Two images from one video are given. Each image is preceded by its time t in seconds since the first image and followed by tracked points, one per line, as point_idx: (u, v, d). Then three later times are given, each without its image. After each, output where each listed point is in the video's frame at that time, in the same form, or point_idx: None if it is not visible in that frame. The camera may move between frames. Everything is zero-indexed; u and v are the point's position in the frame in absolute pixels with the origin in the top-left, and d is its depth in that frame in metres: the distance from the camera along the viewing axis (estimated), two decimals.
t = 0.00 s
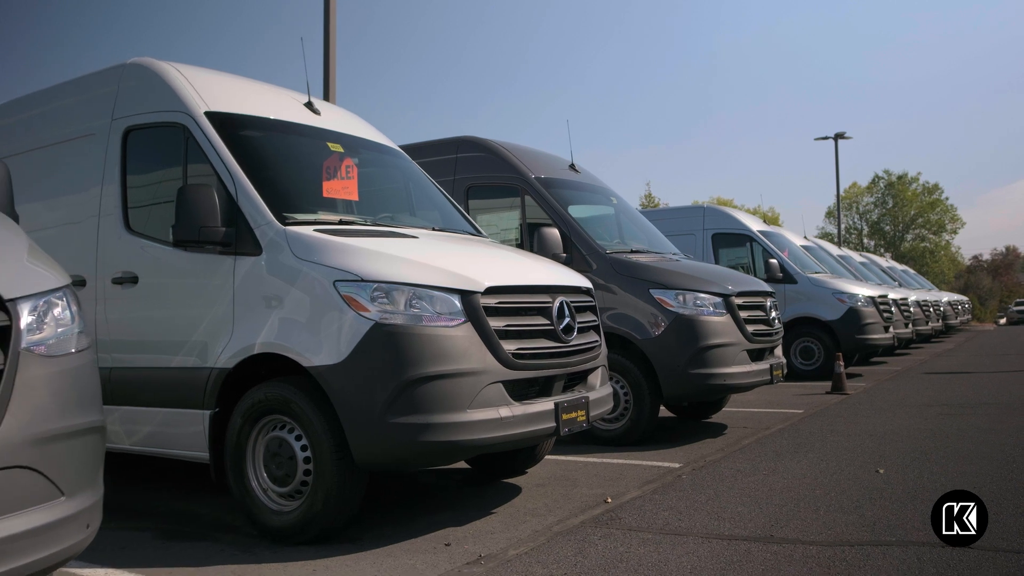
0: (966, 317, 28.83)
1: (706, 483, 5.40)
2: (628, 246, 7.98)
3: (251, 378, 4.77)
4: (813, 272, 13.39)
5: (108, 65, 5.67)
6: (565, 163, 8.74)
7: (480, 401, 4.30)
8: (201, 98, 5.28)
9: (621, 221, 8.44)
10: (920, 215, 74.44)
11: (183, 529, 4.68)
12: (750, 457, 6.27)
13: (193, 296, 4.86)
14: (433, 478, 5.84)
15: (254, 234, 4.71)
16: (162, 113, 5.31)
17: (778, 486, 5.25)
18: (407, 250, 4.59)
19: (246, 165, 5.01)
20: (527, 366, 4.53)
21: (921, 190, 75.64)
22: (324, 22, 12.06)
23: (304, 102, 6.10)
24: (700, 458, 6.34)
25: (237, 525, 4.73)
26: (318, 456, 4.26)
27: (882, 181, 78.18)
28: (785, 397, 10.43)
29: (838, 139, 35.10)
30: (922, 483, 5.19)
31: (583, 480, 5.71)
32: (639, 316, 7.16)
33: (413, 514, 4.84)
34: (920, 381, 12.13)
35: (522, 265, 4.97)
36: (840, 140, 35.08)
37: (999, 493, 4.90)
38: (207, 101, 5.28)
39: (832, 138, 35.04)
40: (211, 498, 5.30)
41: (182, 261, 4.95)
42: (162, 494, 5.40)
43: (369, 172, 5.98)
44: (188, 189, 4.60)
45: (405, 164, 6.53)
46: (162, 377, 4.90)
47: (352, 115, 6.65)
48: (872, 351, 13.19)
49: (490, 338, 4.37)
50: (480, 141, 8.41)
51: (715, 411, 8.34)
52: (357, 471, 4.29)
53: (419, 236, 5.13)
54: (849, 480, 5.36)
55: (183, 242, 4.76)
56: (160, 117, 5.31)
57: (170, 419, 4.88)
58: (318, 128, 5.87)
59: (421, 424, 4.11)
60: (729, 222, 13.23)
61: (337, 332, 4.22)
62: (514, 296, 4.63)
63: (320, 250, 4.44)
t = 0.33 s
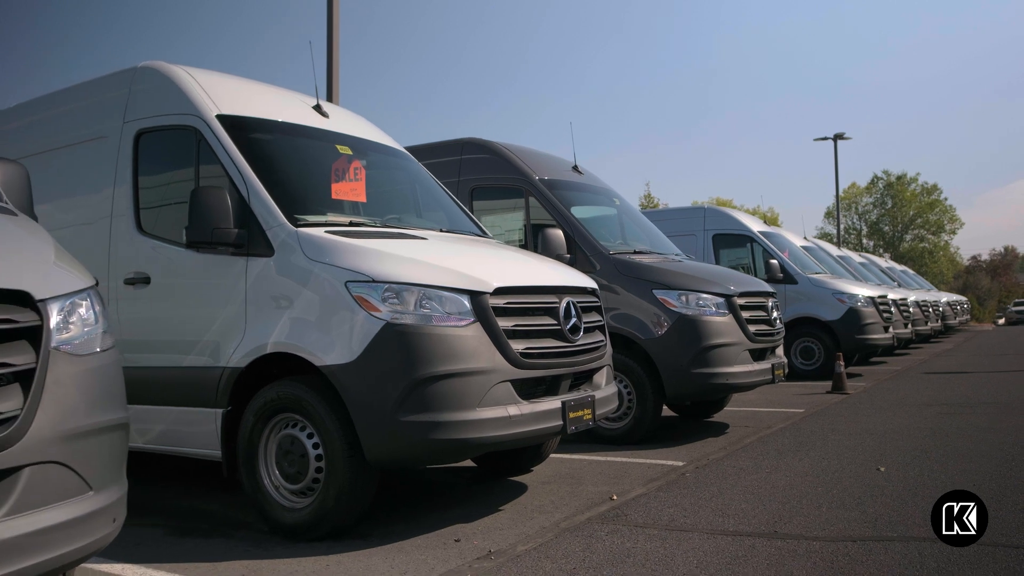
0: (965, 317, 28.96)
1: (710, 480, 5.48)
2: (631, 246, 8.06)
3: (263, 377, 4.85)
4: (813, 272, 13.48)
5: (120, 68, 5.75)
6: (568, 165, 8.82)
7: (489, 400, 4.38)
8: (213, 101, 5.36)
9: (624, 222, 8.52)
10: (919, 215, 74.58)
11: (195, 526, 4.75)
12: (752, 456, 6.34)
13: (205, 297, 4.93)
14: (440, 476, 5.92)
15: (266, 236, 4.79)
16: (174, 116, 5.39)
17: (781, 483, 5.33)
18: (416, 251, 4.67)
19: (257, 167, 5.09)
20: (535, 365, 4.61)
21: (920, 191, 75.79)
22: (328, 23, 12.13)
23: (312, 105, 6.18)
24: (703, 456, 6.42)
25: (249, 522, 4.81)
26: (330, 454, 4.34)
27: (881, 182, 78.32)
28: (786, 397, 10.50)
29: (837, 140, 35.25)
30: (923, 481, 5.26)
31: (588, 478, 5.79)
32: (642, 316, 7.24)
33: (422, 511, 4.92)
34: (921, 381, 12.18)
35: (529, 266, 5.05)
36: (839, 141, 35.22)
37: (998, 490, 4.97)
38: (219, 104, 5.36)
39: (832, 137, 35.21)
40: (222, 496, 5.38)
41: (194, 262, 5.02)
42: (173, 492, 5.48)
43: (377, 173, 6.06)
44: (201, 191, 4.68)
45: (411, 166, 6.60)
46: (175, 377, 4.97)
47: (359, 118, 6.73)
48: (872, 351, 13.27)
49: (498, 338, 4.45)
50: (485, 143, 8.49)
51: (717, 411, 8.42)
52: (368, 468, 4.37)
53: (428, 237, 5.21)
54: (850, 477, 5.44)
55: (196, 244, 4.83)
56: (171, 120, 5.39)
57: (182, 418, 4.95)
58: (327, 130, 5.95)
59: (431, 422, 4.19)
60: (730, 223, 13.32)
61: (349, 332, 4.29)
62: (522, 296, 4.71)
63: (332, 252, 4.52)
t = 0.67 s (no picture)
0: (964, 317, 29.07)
1: (713, 478, 5.55)
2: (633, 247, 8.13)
3: (273, 377, 4.92)
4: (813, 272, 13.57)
5: (130, 72, 5.82)
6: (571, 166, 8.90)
7: (497, 399, 4.45)
8: (222, 105, 5.43)
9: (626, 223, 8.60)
10: (918, 215, 74.74)
11: (206, 523, 4.82)
12: (754, 454, 6.42)
13: (216, 297, 5.00)
14: (446, 475, 5.99)
15: (277, 237, 4.86)
16: (184, 119, 5.46)
17: (783, 481, 5.40)
18: (425, 253, 4.73)
19: (267, 169, 5.16)
20: (542, 364, 4.68)
21: (919, 191, 75.97)
22: (330, 22, 12.18)
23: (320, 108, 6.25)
24: (705, 455, 6.49)
25: (259, 520, 4.88)
26: (341, 452, 4.41)
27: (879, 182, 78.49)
28: (786, 397, 10.58)
29: (836, 140, 35.39)
30: (922, 479, 5.34)
31: (592, 476, 5.86)
32: (645, 316, 7.31)
33: (430, 508, 4.99)
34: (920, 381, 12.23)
35: (536, 266, 5.12)
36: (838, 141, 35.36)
37: (997, 488, 5.04)
38: (228, 107, 5.43)
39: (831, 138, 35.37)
40: (231, 494, 5.45)
41: (205, 263, 5.09)
42: (183, 490, 5.55)
43: (384, 175, 6.13)
44: (212, 193, 4.75)
45: (417, 167, 6.68)
46: (186, 376, 5.04)
47: (364, 120, 6.80)
48: (871, 351, 13.35)
49: (506, 338, 4.52)
50: (488, 145, 8.57)
51: (717, 410, 8.50)
52: (377, 465, 4.44)
53: (436, 239, 5.29)
54: (851, 475, 5.51)
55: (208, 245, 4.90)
56: (182, 123, 5.46)
57: (193, 416, 5.02)
58: (335, 133, 6.02)
59: (441, 420, 4.27)
60: (730, 224, 13.40)
61: (359, 332, 4.37)
62: (529, 297, 4.78)
63: (342, 253, 4.59)
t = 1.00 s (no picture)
0: (962, 317, 29.19)
1: (714, 476, 5.63)
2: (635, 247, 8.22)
3: (282, 376, 5.00)
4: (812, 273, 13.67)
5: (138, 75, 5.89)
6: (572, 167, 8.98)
7: (504, 397, 4.53)
8: (231, 108, 5.51)
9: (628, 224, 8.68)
10: (916, 215, 74.91)
11: (216, 521, 4.89)
12: (755, 453, 6.51)
13: (226, 297, 5.07)
14: (451, 473, 6.07)
15: (286, 239, 4.93)
16: (193, 122, 5.53)
17: (785, 479, 5.48)
18: (433, 254, 4.80)
19: (275, 172, 5.23)
20: (547, 364, 4.76)
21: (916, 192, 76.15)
22: (332, 23, 12.25)
23: (326, 110, 6.33)
24: (707, 454, 6.58)
25: (269, 518, 4.95)
26: (350, 450, 4.49)
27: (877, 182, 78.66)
28: (785, 396, 10.67)
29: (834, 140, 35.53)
30: (921, 477, 5.42)
31: (596, 474, 5.94)
32: (647, 316, 7.39)
33: (437, 506, 5.07)
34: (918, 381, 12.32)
35: (541, 268, 5.20)
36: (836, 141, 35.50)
37: (995, 486, 5.12)
38: (237, 111, 5.50)
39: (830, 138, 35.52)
40: (240, 492, 5.52)
41: (215, 264, 5.16)
42: (192, 488, 5.62)
43: (390, 177, 6.21)
44: (223, 195, 4.82)
45: (422, 169, 6.75)
46: (196, 376, 5.11)
47: (370, 122, 6.87)
48: (870, 351, 13.45)
49: (512, 338, 4.60)
50: (490, 146, 8.65)
51: (717, 409, 8.59)
52: (386, 463, 4.52)
53: (443, 240, 5.36)
54: (851, 473, 5.59)
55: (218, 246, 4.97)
56: (191, 126, 5.53)
57: (203, 415, 5.09)
58: (341, 135, 6.10)
59: (449, 419, 4.34)
60: (730, 224, 13.49)
61: (368, 332, 4.44)
62: (534, 297, 4.86)
63: (351, 254, 4.66)
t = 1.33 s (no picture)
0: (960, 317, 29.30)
1: (717, 474, 5.72)
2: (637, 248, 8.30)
3: (293, 375, 5.08)
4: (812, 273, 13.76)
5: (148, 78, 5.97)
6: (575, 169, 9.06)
7: (511, 396, 4.61)
8: (241, 111, 5.58)
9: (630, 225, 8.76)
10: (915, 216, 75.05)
11: (227, 517, 4.97)
12: (756, 451, 6.59)
13: (236, 298, 5.15)
14: (457, 471, 6.15)
15: (297, 240, 5.01)
16: (203, 125, 5.61)
17: (786, 477, 5.56)
18: (441, 255, 4.88)
19: (284, 174, 5.31)
20: (553, 363, 4.85)
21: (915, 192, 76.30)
22: (335, 26, 12.34)
23: (333, 113, 6.41)
24: (709, 452, 6.66)
25: (280, 515, 5.03)
26: (360, 447, 4.57)
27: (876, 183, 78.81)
28: (785, 395, 10.75)
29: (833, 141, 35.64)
30: (921, 475, 5.49)
31: (600, 472, 6.02)
32: (649, 316, 7.47)
33: (445, 503, 5.15)
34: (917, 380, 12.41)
35: (547, 268, 5.28)
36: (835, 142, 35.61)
37: (994, 484, 5.19)
38: (247, 113, 5.58)
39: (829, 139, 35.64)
40: (249, 490, 5.60)
41: (225, 265, 5.24)
42: (202, 486, 5.70)
43: (396, 179, 6.29)
44: (234, 197, 4.90)
45: (427, 171, 6.83)
46: (207, 375, 5.19)
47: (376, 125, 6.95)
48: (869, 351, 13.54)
49: (519, 337, 4.68)
50: (494, 148, 8.73)
51: (718, 409, 8.69)
52: (396, 461, 4.60)
53: (450, 241, 5.45)
54: (851, 471, 5.67)
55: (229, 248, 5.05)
56: (201, 129, 5.61)
57: (214, 414, 5.17)
58: (348, 138, 6.18)
59: (458, 417, 4.42)
60: (730, 225, 13.57)
61: (378, 332, 4.52)
62: (540, 298, 4.95)
63: (361, 255, 4.74)
